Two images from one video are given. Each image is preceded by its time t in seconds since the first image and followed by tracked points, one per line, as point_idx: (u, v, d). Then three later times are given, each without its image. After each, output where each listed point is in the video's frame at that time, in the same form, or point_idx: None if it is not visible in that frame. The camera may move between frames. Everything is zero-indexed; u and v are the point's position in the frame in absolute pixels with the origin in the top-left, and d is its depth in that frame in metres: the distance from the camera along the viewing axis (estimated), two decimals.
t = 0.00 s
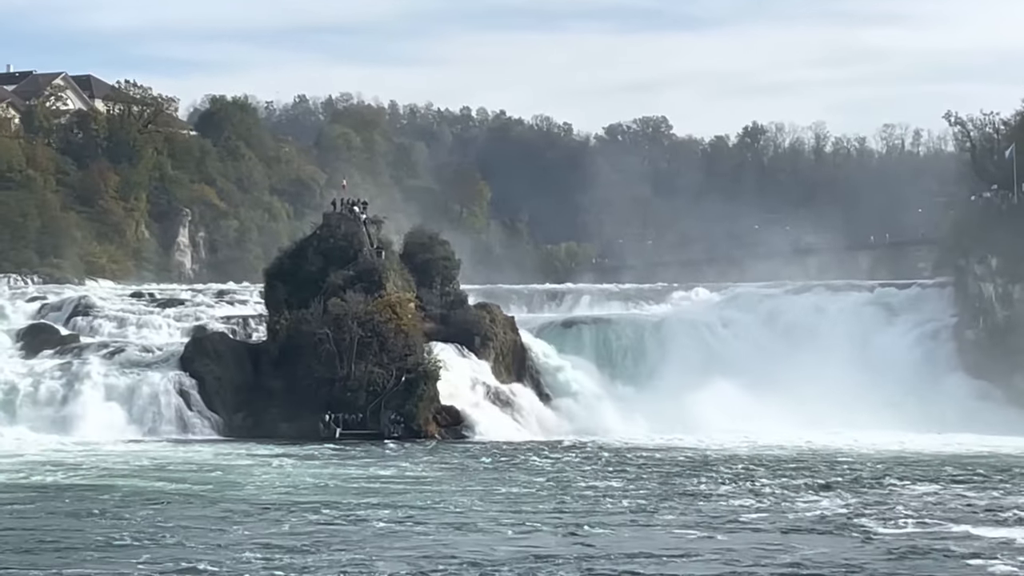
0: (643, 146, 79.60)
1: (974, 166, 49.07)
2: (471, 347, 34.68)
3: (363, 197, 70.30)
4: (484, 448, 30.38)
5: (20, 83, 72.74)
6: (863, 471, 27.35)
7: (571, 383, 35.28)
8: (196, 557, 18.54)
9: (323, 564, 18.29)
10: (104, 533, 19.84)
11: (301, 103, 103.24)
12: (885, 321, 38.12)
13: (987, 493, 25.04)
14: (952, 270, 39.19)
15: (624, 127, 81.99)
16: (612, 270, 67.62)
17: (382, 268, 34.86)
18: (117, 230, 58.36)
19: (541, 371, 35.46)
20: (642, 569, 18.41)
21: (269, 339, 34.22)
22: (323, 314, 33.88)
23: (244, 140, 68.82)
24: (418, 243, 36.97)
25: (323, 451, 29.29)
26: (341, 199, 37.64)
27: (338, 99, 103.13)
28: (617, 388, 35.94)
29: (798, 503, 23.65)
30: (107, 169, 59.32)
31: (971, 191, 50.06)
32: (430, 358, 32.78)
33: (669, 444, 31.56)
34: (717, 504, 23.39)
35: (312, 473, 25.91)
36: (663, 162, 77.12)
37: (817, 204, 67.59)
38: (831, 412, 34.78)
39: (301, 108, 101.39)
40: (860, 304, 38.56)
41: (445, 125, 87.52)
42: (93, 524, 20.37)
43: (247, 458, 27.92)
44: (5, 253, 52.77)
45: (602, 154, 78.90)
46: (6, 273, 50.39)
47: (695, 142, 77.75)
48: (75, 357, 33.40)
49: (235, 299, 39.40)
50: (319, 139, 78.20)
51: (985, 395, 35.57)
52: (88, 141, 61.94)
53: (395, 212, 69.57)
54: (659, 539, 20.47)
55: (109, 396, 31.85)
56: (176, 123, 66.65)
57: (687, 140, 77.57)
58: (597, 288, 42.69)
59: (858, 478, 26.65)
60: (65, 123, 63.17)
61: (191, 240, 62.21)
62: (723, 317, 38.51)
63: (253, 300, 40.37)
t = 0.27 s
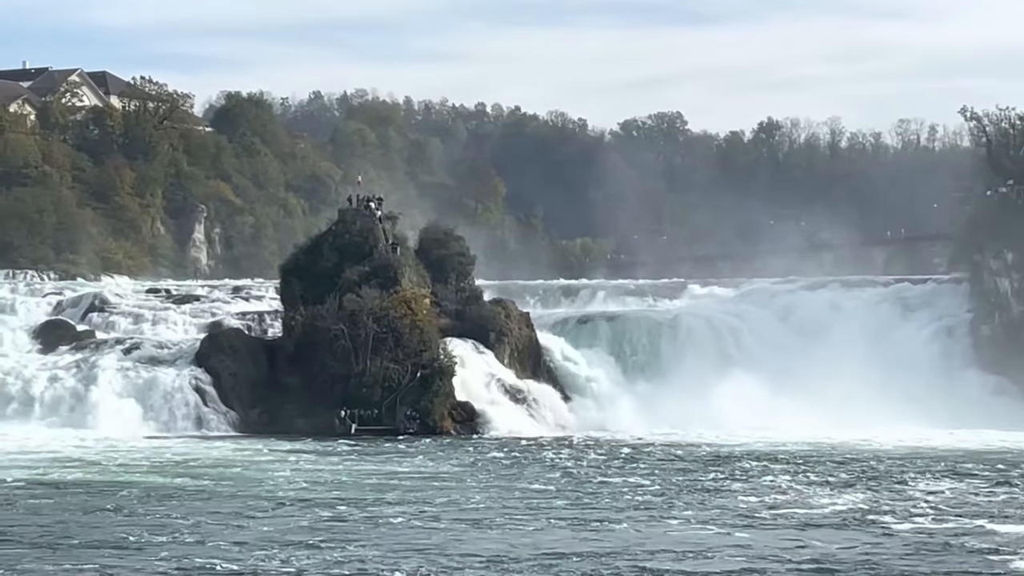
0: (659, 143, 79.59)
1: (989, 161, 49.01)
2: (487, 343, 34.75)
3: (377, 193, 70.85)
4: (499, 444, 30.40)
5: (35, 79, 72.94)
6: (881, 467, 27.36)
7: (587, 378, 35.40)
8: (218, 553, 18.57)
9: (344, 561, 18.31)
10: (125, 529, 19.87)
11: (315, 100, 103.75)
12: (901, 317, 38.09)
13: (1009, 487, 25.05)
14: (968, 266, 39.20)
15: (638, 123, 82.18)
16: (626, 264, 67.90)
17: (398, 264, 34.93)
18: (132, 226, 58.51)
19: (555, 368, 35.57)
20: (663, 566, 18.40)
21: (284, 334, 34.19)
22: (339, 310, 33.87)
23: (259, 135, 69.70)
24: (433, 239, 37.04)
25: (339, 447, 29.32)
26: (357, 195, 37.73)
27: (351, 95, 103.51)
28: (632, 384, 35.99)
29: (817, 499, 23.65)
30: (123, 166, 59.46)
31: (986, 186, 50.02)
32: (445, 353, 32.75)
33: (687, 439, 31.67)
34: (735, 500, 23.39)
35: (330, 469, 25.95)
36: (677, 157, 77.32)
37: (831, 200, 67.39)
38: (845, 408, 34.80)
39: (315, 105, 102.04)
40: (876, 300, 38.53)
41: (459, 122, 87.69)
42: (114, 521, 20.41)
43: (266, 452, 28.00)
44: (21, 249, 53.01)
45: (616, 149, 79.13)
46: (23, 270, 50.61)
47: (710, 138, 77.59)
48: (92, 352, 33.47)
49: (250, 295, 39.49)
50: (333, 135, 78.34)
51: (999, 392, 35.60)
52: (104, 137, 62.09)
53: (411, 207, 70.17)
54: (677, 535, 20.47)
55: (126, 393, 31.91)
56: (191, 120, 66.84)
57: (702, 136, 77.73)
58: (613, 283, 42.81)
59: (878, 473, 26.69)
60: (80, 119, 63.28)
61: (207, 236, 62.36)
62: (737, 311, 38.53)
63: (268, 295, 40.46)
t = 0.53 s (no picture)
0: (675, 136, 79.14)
1: (1008, 154, 48.81)
2: (503, 337, 34.73)
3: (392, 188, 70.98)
4: (516, 438, 30.34)
5: (53, 73, 73.13)
6: (898, 461, 27.26)
7: (604, 376, 35.41)
8: (235, 547, 18.55)
9: (361, 555, 18.26)
10: (143, 523, 19.86)
11: (333, 94, 103.85)
12: (917, 311, 38.00)
13: None
14: (986, 260, 39.04)
15: (655, 117, 81.95)
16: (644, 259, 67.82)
17: (415, 257, 34.92)
18: (149, 220, 58.67)
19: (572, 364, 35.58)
20: (681, 561, 18.31)
21: (301, 328, 34.25)
22: (355, 304, 33.86)
23: (276, 129, 69.79)
24: (450, 233, 37.03)
25: (356, 441, 29.30)
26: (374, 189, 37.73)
27: (369, 89, 103.66)
28: (648, 379, 35.97)
29: (834, 493, 23.59)
30: (140, 160, 59.61)
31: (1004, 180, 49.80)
32: (462, 348, 32.73)
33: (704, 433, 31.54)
34: (753, 494, 23.30)
35: (347, 463, 25.92)
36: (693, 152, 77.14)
37: (849, 195, 66.77)
38: (862, 402, 34.69)
39: (333, 100, 102.18)
40: (894, 293, 38.36)
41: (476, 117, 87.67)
42: (132, 515, 20.41)
43: (283, 446, 28.03)
44: (38, 244, 53.29)
45: (632, 144, 78.99)
46: (39, 264, 50.81)
47: (727, 132, 76.94)
48: (110, 346, 33.51)
49: (267, 289, 39.53)
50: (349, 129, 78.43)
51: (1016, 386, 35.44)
52: (121, 131, 62.23)
53: (427, 201, 70.27)
54: (695, 530, 20.39)
55: (144, 386, 31.96)
56: (208, 114, 66.99)
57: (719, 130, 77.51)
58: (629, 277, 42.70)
59: (895, 467, 26.62)
60: (97, 113, 63.43)
61: (224, 230, 62.49)
62: (754, 305, 38.45)
63: (285, 289, 40.50)
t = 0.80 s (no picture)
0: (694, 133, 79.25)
1: None
2: (520, 332, 34.68)
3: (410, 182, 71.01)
4: (533, 432, 30.31)
5: (71, 67, 73.32)
6: (917, 456, 27.16)
7: (621, 370, 35.37)
8: (256, 541, 18.55)
9: (381, 549, 18.25)
10: (162, 517, 19.89)
11: (351, 89, 104.01)
12: (936, 305, 37.88)
13: None
14: (1005, 254, 38.84)
15: (673, 112, 81.66)
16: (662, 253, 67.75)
17: (432, 252, 34.88)
18: (167, 214, 58.74)
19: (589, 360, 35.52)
20: (700, 556, 18.26)
21: (318, 322, 34.26)
22: (373, 298, 33.85)
23: (294, 124, 69.86)
24: (467, 227, 36.98)
25: (373, 435, 29.30)
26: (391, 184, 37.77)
27: (386, 83, 103.80)
28: (665, 374, 35.87)
29: (855, 488, 23.49)
30: (157, 154, 59.68)
31: None
32: (479, 342, 32.71)
33: (722, 428, 31.45)
34: (771, 489, 23.22)
35: (365, 457, 25.94)
36: (711, 146, 76.91)
37: (867, 188, 66.83)
38: (881, 399, 34.54)
39: (351, 94, 102.32)
40: (912, 287, 38.22)
41: (494, 111, 87.64)
42: (151, 509, 20.44)
43: (301, 440, 28.02)
44: (56, 238, 53.45)
45: (650, 138, 78.83)
46: (57, 258, 50.94)
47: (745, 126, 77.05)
48: (129, 340, 33.59)
49: (285, 284, 39.52)
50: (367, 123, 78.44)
51: None
52: (138, 126, 62.32)
53: (444, 194, 70.29)
54: (714, 525, 20.33)
55: (162, 381, 32.03)
56: (226, 108, 67.07)
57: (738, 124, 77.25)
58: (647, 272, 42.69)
59: (916, 462, 26.49)
60: (115, 108, 63.54)
61: (241, 224, 62.54)
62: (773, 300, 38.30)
63: (303, 284, 40.50)
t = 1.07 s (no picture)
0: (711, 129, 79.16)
1: None
2: (536, 327, 34.70)
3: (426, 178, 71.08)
4: (550, 427, 30.32)
5: (88, 63, 73.45)
6: (933, 451, 27.13)
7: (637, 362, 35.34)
8: (275, 537, 18.57)
9: (400, 544, 18.26)
10: (180, 512, 19.92)
11: (367, 84, 104.07)
12: (953, 301, 37.87)
13: None
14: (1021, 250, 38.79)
15: (689, 107, 81.49)
16: (678, 249, 67.69)
17: (448, 247, 34.90)
18: (184, 210, 58.83)
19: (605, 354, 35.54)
20: (720, 552, 18.23)
21: (335, 318, 34.33)
22: (389, 293, 33.85)
23: (311, 119, 70.02)
24: (484, 222, 36.97)
25: (390, 430, 29.33)
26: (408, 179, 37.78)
27: (402, 79, 103.88)
28: (682, 365, 35.82)
29: (871, 483, 23.46)
30: (174, 150, 59.76)
31: None
32: (495, 337, 32.69)
33: (738, 423, 31.41)
34: (789, 484, 23.20)
35: (381, 452, 25.96)
36: (728, 142, 76.82)
37: (884, 183, 66.59)
38: (897, 394, 34.47)
39: (367, 89, 102.40)
40: (928, 283, 38.20)
41: (510, 106, 87.64)
42: (169, 504, 20.47)
43: (317, 436, 28.03)
44: (73, 233, 53.63)
45: (667, 133, 78.73)
46: (73, 253, 51.11)
47: (761, 121, 76.83)
48: (145, 335, 33.67)
49: (301, 278, 39.58)
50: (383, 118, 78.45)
51: None
52: (156, 121, 62.40)
53: (461, 189, 70.36)
54: (733, 520, 20.30)
55: (178, 375, 32.09)
56: (242, 103, 67.16)
57: (754, 120, 77.09)
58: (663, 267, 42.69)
59: (934, 457, 26.40)
60: (131, 103, 63.68)
61: (258, 220, 62.61)
62: (789, 294, 38.22)
63: (319, 279, 40.55)
